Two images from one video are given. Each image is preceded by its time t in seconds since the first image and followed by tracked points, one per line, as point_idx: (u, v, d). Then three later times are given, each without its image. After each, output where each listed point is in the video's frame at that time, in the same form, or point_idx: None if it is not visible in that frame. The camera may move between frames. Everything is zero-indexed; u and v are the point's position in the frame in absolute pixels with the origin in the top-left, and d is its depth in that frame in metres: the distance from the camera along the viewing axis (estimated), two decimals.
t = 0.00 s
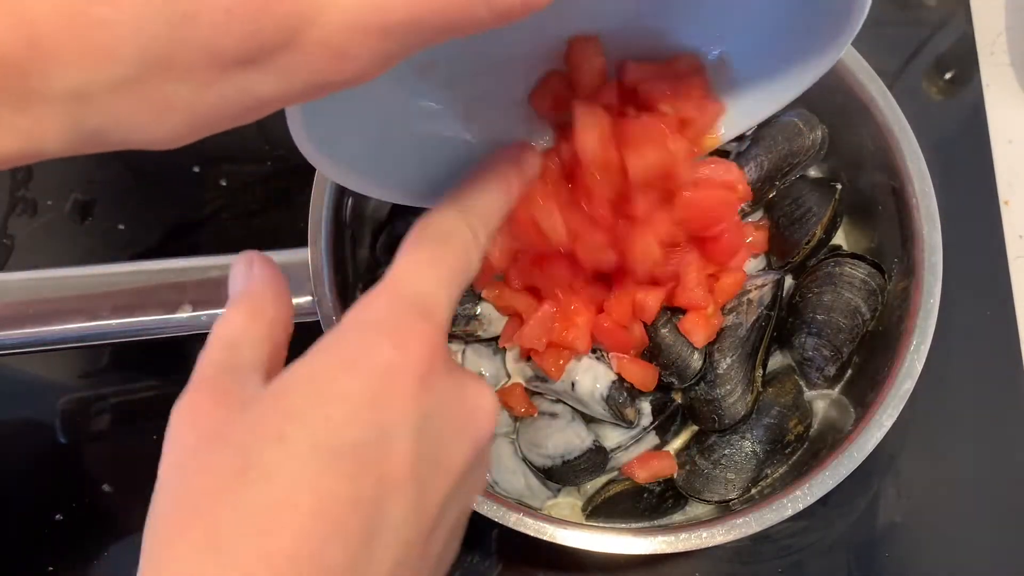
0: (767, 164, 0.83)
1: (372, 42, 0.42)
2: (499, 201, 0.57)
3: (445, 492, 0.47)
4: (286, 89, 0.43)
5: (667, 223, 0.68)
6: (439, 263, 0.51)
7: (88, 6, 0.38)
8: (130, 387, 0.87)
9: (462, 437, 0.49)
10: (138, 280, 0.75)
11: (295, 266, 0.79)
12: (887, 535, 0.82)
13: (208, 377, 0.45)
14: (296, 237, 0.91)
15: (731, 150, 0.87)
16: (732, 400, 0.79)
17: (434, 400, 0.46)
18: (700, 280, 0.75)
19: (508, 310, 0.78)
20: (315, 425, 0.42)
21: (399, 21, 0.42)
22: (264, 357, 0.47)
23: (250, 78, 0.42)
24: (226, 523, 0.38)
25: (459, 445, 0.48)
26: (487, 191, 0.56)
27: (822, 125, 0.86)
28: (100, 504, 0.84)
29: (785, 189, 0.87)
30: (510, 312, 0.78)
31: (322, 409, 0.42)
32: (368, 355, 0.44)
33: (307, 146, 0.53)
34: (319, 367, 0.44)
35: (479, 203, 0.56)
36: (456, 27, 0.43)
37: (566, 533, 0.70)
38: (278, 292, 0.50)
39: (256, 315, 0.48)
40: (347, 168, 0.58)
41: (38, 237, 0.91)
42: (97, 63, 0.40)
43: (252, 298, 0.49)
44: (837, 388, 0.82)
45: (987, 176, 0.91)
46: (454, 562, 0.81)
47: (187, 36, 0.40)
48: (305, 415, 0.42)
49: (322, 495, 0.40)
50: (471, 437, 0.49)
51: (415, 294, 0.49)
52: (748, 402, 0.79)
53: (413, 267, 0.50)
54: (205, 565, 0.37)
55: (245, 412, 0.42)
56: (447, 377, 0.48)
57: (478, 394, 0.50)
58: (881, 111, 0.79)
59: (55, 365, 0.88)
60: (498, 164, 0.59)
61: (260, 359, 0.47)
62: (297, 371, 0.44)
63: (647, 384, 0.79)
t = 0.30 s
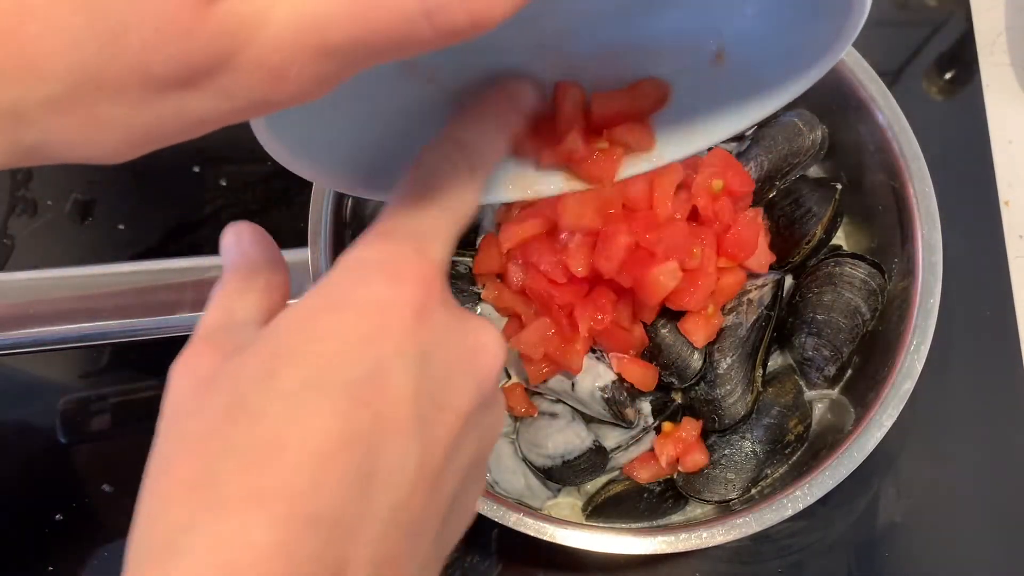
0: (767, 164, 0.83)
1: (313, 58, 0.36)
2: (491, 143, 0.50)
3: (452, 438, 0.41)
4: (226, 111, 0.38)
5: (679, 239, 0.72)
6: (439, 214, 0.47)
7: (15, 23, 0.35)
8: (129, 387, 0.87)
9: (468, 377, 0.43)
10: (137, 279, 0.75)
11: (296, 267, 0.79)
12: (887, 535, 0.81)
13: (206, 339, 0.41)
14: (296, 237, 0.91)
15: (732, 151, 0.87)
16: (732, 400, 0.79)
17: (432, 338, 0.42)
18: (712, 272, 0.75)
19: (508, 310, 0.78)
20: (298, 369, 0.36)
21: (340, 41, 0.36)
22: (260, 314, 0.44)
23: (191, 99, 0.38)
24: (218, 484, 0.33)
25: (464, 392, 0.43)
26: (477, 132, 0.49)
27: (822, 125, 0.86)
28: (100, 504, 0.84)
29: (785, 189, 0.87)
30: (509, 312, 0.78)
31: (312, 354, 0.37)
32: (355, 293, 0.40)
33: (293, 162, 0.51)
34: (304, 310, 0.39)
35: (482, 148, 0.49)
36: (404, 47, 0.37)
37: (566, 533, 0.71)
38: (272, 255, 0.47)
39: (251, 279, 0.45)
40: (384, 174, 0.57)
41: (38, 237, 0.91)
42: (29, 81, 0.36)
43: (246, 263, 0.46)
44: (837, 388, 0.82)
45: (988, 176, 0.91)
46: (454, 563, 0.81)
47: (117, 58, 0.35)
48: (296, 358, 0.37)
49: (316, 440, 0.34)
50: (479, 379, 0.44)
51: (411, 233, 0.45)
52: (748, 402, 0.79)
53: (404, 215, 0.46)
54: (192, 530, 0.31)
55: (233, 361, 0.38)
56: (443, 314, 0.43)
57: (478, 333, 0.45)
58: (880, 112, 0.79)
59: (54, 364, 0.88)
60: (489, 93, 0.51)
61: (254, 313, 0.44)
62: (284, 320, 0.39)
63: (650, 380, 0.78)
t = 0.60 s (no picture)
0: (767, 164, 0.83)
1: (286, 88, 0.36)
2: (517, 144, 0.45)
3: (451, 442, 0.40)
4: (204, 134, 0.38)
5: (679, 240, 0.72)
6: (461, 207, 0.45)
7: None
8: (129, 387, 0.87)
9: (469, 376, 0.41)
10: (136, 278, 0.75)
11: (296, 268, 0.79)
12: (888, 535, 0.81)
13: (211, 335, 0.42)
14: (296, 237, 0.91)
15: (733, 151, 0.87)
16: (732, 400, 0.79)
17: (428, 335, 0.40)
18: (712, 272, 0.76)
19: (508, 310, 0.78)
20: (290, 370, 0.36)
21: (313, 71, 0.35)
22: (265, 309, 0.44)
23: (163, 124, 0.37)
24: (199, 475, 0.33)
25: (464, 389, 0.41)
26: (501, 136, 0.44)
27: (822, 125, 0.86)
28: (100, 504, 0.84)
29: (786, 189, 0.87)
30: (509, 312, 0.78)
31: (302, 350, 0.37)
32: (349, 293, 0.39)
33: (270, 165, 0.50)
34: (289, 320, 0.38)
35: (499, 151, 0.45)
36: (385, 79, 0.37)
37: (566, 533, 0.71)
38: (283, 257, 0.49)
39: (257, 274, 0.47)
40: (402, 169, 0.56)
41: (38, 237, 0.91)
42: None
43: (254, 261, 0.48)
44: (837, 388, 0.82)
45: (988, 176, 0.91)
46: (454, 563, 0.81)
47: (91, 83, 0.35)
48: (281, 353, 0.37)
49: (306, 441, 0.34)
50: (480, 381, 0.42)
51: (417, 231, 0.43)
52: (748, 402, 0.79)
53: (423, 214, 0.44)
54: (173, 532, 0.31)
55: (225, 363, 0.38)
56: (445, 308, 0.42)
57: (484, 333, 0.43)
58: (881, 113, 0.79)
59: (54, 364, 0.88)
60: (510, 86, 0.44)
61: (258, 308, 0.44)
62: (281, 316, 0.39)
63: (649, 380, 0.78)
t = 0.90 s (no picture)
0: (767, 164, 0.83)
1: (244, 42, 0.39)
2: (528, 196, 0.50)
3: (426, 462, 0.40)
4: (158, 98, 0.40)
5: (678, 240, 0.72)
6: (437, 235, 0.45)
7: None
8: (129, 387, 0.87)
9: (444, 401, 0.42)
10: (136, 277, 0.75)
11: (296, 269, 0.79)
12: (888, 535, 0.81)
13: (183, 359, 0.42)
14: (296, 237, 0.91)
15: (733, 151, 0.87)
16: (732, 400, 0.79)
17: (404, 357, 0.41)
18: (711, 272, 0.76)
19: (508, 311, 0.78)
20: (260, 393, 0.36)
21: (268, 26, 0.38)
22: (243, 330, 0.44)
23: (117, 88, 0.40)
24: (166, 499, 0.33)
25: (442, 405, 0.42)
26: (491, 170, 0.48)
27: (822, 125, 0.86)
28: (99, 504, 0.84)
29: (786, 190, 0.87)
30: (510, 313, 0.78)
31: (267, 371, 0.37)
32: (326, 316, 0.40)
33: (274, 173, 0.50)
34: (263, 339, 0.38)
35: (498, 186, 0.48)
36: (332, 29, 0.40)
37: (566, 533, 0.71)
38: (264, 280, 0.47)
39: (235, 297, 0.45)
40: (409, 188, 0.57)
41: (38, 237, 0.91)
42: None
43: (231, 282, 0.46)
44: (837, 388, 0.82)
45: (988, 177, 0.91)
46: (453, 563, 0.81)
47: (35, 48, 0.37)
48: (251, 379, 0.37)
49: (273, 472, 0.34)
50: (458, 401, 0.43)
51: (398, 256, 0.44)
52: (748, 402, 0.79)
53: (407, 238, 0.45)
54: (138, 555, 0.31)
55: (196, 385, 0.37)
56: (419, 333, 0.42)
57: (460, 357, 0.43)
58: (881, 113, 0.79)
59: (54, 364, 0.88)
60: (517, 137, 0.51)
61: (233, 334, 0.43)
62: (252, 340, 0.39)
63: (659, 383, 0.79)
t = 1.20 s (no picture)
0: (767, 164, 0.83)
1: None
2: (511, 339, 0.55)
3: None
4: None
5: (678, 239, 0.73)
6: (441, 398, 0.50)
7: None
8: (129, 386, 0.88)
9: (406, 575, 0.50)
10: (136, 276, 0.75)
11: (296, 267, 0.78)
12: (887, 535, 0.82)
13: (167, 518, 0.49)
14: (296, 237, 0.91)
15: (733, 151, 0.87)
16: (732, 400, 0.78)
17: (369, 543, 0.47)
18: (711, 271, 0.75)
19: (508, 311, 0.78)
20: None
21: None
22: (236, 460, 0.54)
23: None
24: None
25: None
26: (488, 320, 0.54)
27: (822, 124, 0.85)
28: (99, 504, 0.84)
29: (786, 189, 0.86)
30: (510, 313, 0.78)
31: (256, 535, 0.43)
32: (299, 493, 0.44)
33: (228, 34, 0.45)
34: (243, 511, 0.44)
35: (488, 335, 0.54)
36: None
37: (566, 533, 0.70)
38: (248, 412, 0.57)
39: (226, 436, 0.55)
40: (430, 121, 0.47)
41: (37, 237, 0.91)
42: None
43: (224, 422, 0.56)
44: (836, 388, 0.82)
45: (989, 177, 0.91)
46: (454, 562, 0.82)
47: None
48: (242, 548, 0.42)
49: None
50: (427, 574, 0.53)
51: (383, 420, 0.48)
52: (748, 402, 0.79)
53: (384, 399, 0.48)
54: None
55: (191, 548, 0.43)
56: (391, 512, 0.48)
57: (433, 531, 0.53)
58: (881, 113, 0.79)
59: (54, 364, 0.88)
60: (521, 293, 0.57)
61: (224, 471, 0.53)
62: (248, 498, 0.44)
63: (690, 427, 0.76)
